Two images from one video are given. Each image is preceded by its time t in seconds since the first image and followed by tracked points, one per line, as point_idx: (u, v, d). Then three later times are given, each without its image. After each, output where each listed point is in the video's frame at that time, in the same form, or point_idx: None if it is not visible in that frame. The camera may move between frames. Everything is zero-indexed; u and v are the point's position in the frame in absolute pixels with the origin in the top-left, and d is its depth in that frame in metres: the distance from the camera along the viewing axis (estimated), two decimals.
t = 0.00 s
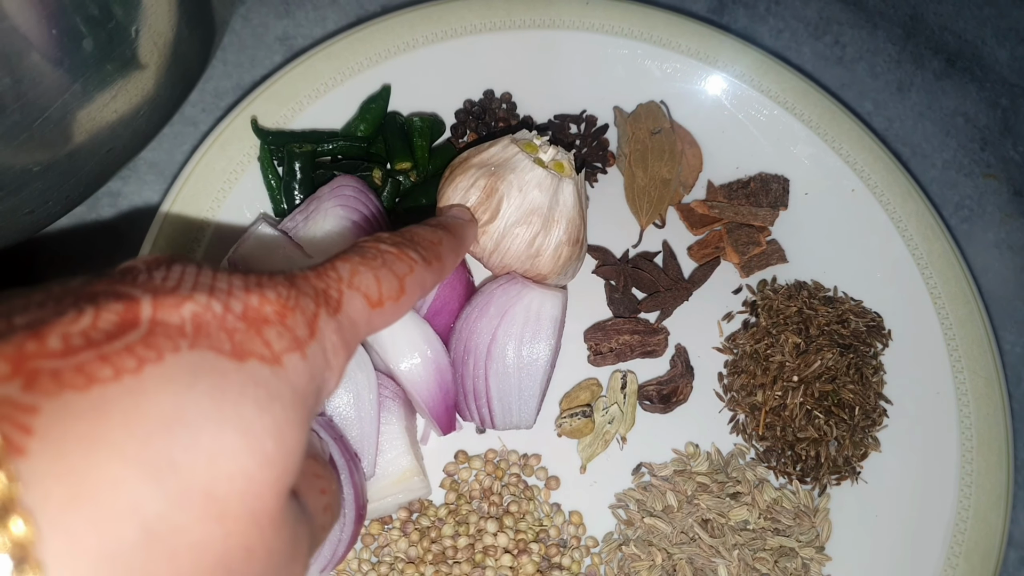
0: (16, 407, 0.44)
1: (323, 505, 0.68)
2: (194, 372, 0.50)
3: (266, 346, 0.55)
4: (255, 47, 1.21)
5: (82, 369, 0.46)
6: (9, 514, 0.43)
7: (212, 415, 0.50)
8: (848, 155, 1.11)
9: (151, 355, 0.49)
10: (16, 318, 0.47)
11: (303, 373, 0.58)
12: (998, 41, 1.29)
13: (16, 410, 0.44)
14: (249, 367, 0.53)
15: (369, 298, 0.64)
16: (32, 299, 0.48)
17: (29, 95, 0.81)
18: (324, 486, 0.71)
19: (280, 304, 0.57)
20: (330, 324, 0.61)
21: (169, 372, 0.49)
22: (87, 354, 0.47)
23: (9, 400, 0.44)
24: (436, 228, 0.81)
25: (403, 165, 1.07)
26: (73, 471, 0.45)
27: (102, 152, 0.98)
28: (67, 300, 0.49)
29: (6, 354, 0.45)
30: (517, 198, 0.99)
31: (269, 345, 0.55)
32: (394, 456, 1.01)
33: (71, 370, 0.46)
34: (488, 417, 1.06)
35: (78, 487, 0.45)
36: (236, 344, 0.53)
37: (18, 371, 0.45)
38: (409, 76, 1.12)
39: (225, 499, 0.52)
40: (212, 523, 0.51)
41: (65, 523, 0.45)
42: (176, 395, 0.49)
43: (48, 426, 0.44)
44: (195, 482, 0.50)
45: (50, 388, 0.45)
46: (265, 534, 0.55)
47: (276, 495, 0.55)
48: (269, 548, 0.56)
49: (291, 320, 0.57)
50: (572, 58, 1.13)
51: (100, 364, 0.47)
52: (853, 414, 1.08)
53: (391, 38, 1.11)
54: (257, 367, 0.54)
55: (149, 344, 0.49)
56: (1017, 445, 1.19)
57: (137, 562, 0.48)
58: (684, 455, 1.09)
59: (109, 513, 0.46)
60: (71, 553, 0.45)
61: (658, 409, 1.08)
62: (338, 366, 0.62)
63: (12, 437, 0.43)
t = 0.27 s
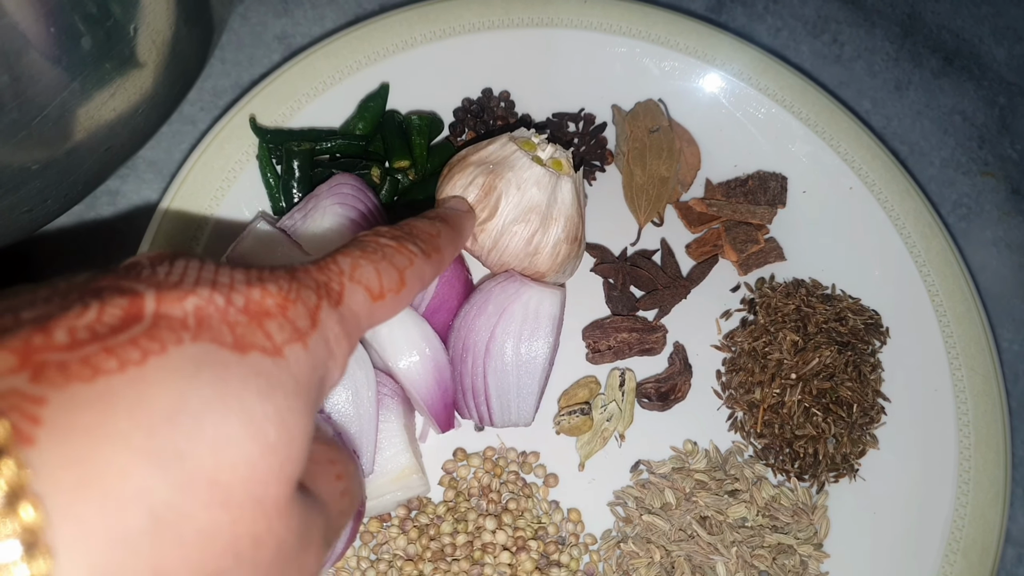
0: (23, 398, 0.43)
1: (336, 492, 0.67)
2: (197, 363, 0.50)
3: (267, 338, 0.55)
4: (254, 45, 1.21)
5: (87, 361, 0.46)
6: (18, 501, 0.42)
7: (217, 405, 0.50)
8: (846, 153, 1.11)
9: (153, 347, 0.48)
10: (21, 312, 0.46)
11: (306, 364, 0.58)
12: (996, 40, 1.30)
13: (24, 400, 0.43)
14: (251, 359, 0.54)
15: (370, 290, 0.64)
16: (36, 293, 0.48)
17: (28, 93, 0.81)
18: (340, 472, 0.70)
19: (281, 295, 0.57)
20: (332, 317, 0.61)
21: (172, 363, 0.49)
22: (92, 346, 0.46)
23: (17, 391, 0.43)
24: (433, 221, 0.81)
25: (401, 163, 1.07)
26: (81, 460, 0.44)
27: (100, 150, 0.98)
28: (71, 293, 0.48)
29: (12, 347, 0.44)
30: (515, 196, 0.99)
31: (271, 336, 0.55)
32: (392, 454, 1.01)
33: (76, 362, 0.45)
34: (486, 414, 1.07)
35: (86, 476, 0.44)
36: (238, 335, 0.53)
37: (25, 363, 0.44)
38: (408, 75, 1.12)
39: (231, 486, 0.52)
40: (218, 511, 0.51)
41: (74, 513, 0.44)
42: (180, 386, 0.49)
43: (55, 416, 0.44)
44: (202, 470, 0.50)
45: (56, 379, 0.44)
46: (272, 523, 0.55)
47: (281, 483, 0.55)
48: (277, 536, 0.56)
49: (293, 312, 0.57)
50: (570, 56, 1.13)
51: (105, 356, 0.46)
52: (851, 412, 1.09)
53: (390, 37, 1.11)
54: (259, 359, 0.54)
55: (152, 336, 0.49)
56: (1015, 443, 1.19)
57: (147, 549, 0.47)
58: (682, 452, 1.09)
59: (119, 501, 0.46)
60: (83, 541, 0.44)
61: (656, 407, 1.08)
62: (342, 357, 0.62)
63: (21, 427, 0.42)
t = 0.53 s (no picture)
0: (83, 369, 0.51)
1: (429, 451, 0.65)
2: (237, 330, 0.57)
3: (306, 306, 0.61)
4: (254, 44, 1.21)
5: (136, 333, 0.53)
6: (77, 467, 0.48)
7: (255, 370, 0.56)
8: (847, 152, 1.10)
9: (198, 317, 0.56)
10: (75, 285, 0.55)
11: (347, 327, 0.63)
12: (995, 39, 1.30)
13: (81, 371, 0.51)
14: (290, 325, 0.59)
15: (404, 264, 0.71)
16: (84, 269, 0.57)
17: (29, 91, 0.81)
18: (437, 417, 0.67)
19: (321, 266, 0.64)
20: (370, 287, 0.67)
21: (215, 330, 0.56)
22: (141, 320, 0.54)
23: (74, 363, 0.51)
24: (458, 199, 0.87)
25: (402, 162, 1.08)
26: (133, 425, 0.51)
27: (101, 149, 0.99)
28: (123, 269, 0.57)
29: (69, 323, 0.52)
30: (515, 194, 0.99)
31: (311, 302, 0.61)
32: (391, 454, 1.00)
33: (126, 334, 0.53)
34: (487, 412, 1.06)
35: (136, 441, 0.50)
36: (279, 304, 0.60)
37: (82, 337, 0.52)
38: (407, 74, 1.12)
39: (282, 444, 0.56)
40: (268, 469, 0.56)
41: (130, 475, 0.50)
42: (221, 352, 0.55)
43: (108, 384, 0.51)
44: (249, 430, 0.55)
45: (109, 350, 0.52)
46: (328, 477, 0.59)
47: (333, 439, 0.59)
48: (334, 491, 0.59)
49: (331, 281, 0.64)
50: (570, 56, 1.14)
51: (153, 329, 0.54)
52: (850, 410, 1.09)
53: (390, 36, 1.11)
54: (299, 324, 0.60)
55: (196, 307, 0.56)
56: (1014, 441, 1.20)
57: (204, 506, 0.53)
58: (682, 450, 1.09)
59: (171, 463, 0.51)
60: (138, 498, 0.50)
61: (655, 405, 1.08)
62: (383, 325, 0.68)
63: (81, 396, 0.50)
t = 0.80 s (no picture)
0: (159, 350, 0.55)
1: (471, 428, 0.70)
2: (301, 314, 0.60)
3: (361, 287, 0.64)
4: (251, 45, 1.21)
5: (204, 312, 0.57)
6: (167, 462, 0.52)
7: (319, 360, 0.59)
8: (841, 154, 1.11)
9: (262, 297, 0.59)
10: (136, 258, 0.59)
11: (397, 308, 0.66)
12: (989, 42, 1.30)
13: (157, 353, 0.55)
14: (348, 307, 0.62)
15: (442, 235, 0.75)
16: (142, 238, 0.61)
17: (25, 91, 0.81)
18: (479, 395, 0.72)
19: (373, 246, 0.66)
20: (414, 263, 0.70)
21: (279, 311, 0.59)
22: (209, 299, 0.57)
23: (150, 343, 0.55)
24: (487, 161, 0.88)
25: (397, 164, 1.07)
26: (209, 406, 0.54)
27: (97, 149, 0.99)
28: (181, 242, 0.61)
29: (141, 303, 0.56)
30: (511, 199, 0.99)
31: (364, 281, 0.64)
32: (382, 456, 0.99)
33: (195, 313, 0.57)
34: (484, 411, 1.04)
35: (217, 430, 0.54)
36: (338, 285, 0.62)
37: (154, 317, 0.56)
38: (404, 75, 1.12)
39: (346, 427, 0.59)
40: (337, 453, 0.59)
41: (207, 453, 0.54)
42: (288, 335, 0.58)
43: (184, 366, 0.55)
44: (321, 414, 0.58)
45: (179, 328, 0.56)
46: (385, 457, 0.62)
47: (390, 422, 0.62)
48: (389, 471, 0.63)
49: (383, 260, 0.66)
50: (566, 58, 1.14)
51: (221, 310, 0.57)
52: (844, 411, 1.10)
53: (386, 37, 1.11)
54: (355, 306, 0.63)
55: (259, 288, 0.59)
56: (1007, 442, 1.20)
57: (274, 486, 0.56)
58: (676, 452, 1.10)
59: (246, 444, 0.55)
60: (213, 475, 0.54)
61: (651, 407, 1.09)
62: (425, 300, 0.71)
63: (160, 379, 0.54)
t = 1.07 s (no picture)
0: (198, 348, 0.55)
1: (492, 430, 0.70)
2: (336, 314, 0.60)
3: (391, 288, 0.65)
4: (245, 47, 1.21)
5: (240, 310, 0.57)
6: (209, 463, 0.52)
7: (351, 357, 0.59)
8: (836, 156, 1.11)
9: (297, 296, 0.59)
10: (170, 252, 0.59)
11: (422, 309, 0.67)
12: (984, 44, 1.30)
13: (196, 351, 0.54)
14: (379, 308, 0.63)
15: (465, 247, 0.76)
16: (174, 230, 0.61)
17: (16, 94, 0.81)
18: (500, 395, 0.72)
19: (403, 247, 0.67)
20: (440, 268, 0.72)
21: (314, 309, 0.59)
22: (245, 297, 0.57)
23: (189, 341, 0.55)
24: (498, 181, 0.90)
25: (392, 167, 1.07)
26: (249, 406, 0.54)
27: (90, 152, 0.98)
28: (214, 237, 0.61)
29: (178, 299, 0.56)
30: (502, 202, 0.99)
31: (393, 282, 0.65)
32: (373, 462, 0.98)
33: (232, 311, 0.57)
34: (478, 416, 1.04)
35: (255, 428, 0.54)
36: (370, 285, 0.63)
37: (192, 314, 0.55)
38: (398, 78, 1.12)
39: (375, 428, 0.60)
40: (364, 454, 0.59)
41: (248, 452, 0.54)
42: (323, 335, 0.59)
43: (223, 364, 0.55)
44: (350, 413, 0.58)
45: (217, 325, 0.56)
46: (410, 458, 0.63)
47: (416, 423, 0.63)
48: (412, 471, 0.64)
49: (411, 263, 0.67)
50: (560, 60, 1.14)
51: (258, 308, 0.57)
52: (840, 414, 1.10)
53: (380, 39, 1.11)
54: (386, 308, 0.63)
55: (294, 286, 0.59)
56: (1002, 444, 1.20)
57: (310, 486, 0.56)
58: (672, 454, 1.10)
59: (285, 444, 0.55)
60: (253, 475, 0.54)
61: (645, 408, 1.09)
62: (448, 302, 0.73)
63: (201, 377, 0.54)
